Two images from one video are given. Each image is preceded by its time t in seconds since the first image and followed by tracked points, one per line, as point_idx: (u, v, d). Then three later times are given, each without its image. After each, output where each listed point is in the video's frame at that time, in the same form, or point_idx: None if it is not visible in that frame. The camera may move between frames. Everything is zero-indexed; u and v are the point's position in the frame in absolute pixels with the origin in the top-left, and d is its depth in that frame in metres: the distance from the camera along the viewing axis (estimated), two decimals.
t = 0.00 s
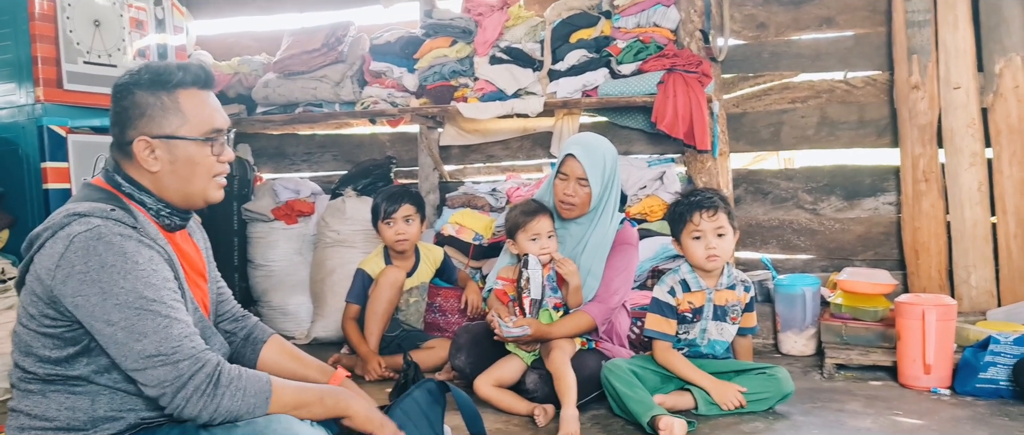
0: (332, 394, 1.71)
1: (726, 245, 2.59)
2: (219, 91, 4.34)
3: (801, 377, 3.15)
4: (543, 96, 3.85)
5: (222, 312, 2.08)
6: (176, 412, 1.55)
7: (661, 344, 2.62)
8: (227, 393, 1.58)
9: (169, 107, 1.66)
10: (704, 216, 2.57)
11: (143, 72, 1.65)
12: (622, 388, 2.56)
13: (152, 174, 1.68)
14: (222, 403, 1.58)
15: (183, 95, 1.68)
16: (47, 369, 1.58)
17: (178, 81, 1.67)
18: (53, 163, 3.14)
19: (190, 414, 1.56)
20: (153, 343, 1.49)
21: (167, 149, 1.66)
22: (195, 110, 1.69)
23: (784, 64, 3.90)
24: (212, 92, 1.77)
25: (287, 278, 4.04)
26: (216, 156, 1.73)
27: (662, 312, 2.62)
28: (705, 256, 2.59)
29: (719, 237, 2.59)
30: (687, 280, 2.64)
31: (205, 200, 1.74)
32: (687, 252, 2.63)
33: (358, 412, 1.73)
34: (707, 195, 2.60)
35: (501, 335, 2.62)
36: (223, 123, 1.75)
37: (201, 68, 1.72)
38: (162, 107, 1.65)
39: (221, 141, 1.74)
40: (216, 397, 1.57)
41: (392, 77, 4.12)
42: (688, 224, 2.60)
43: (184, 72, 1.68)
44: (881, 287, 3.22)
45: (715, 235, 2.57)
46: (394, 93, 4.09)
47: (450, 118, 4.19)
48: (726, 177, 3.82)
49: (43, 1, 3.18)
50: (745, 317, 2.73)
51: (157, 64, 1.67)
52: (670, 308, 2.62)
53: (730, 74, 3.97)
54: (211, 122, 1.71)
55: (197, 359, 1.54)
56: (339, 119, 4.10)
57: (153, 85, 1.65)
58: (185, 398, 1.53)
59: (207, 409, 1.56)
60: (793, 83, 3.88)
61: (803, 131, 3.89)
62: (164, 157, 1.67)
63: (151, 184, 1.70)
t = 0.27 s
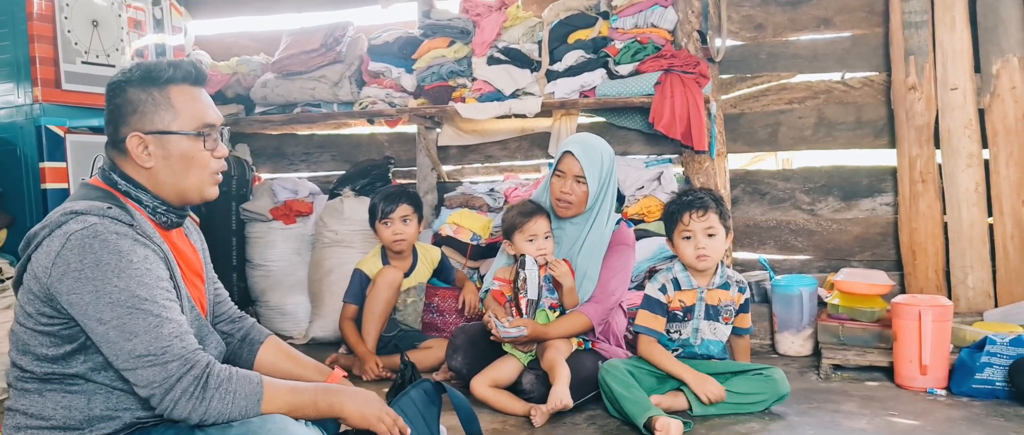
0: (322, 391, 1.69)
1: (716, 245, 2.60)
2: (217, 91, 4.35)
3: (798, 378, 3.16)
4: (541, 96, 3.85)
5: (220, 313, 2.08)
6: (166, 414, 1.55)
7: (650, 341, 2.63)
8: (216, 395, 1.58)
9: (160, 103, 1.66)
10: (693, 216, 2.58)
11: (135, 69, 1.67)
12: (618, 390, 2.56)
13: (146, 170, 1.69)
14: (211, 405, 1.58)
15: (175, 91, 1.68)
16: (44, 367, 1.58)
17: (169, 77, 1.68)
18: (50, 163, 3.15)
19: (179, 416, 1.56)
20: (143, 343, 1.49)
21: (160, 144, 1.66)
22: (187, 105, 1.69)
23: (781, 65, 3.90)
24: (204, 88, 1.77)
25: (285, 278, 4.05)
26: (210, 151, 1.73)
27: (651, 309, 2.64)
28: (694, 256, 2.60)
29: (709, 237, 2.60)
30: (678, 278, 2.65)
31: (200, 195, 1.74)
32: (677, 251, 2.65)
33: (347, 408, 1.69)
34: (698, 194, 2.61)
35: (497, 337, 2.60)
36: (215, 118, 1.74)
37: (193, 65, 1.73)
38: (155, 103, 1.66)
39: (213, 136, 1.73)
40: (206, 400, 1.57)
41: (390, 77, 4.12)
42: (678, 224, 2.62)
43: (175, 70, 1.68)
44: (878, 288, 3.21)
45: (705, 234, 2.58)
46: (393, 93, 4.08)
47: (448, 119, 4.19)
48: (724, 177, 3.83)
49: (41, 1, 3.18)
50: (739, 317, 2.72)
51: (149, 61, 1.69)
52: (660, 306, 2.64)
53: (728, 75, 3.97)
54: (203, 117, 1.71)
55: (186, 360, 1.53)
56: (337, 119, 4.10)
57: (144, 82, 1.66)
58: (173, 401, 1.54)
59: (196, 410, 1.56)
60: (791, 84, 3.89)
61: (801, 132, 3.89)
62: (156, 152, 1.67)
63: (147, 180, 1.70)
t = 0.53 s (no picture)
0: (320, 385, 1.68)
1: (702, 246, 2.68)
2: (217, 93, 4.35)
3: (797, 379, 3.16)
4: (540, 98, 3.85)
5: (220, 314, 2.08)
6: (161, 420, 1.55)
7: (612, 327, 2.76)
8: (209, 403, 1.57)
9: (155, 103, 1.67)
10: (681, 217, 2.69)
11: (129, 70, 1.67)
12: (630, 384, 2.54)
13: (142, 170, 1.69)
14: (205, 412, 1.57)
15: (169, 91, 1.69)
16: (44, 370, 1.58)
17: (163, 77, 1.68)
18: (50, 164, 3.15)
19: (173, 423, 1.55)
20: (139, 349, 1.49)
21: (155, 143, 1.66)
22: (182, 104, 1.69)
23: (781, 66, 3.90)
24: (200, 87, 1.78)
25: (284, 279, 4.05)
26: (206, 150, 1.73)
27: (636, 304, 2.74)
28: (680, 254, 2.70)
29: (696, 237, 2.69)
30: (668, 274, 2.74)
31: (198, 194, 1.74)
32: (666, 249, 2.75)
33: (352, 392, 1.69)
34: (689, 196, 2.70)
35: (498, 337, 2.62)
36: (212, 118, 1.75)
37: (188, 64, 1.73)
38: (150, 102, 1.67)
39: (209, 135, 1.74)
40: (198, 408, 1.56)
41: (390, 79, 4.12)
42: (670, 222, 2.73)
43: (168, 69, 1.69)
44: (876, 290, 3.22)
45: (691, 234, 2.68)
46: (393, 95, 4.07)
47: (448, 120, 4.19)
48: (723, 179, 3.83)
49: (41, 3, 3.19)
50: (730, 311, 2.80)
51: (145, 61, 1.70)
52: (644, 301, 2.75)
53: (727, 77, 3.98)
54: (199, 116, 1.72)
55: (179, 368, 1.53)
56: (337, 121, 4.10)
57: (138, 82, 1.67)
58: (166, 409, 1.53)
59: (190, 417, 1.56)
60: (790, 85, 3.89)
61: (800, 134, 3.90)
62: (152, 152, 1.67)
63: (144, 181, 1.70)
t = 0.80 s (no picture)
0: (315, 382, 1.63)
1: (671, 245, 2.66)
2: (214, 93, 4.34)
3: (795, 379, 3.16)
4: (538, 98, 3.85)
5: (218, 314, 2.08)
6: (157, 425, 1.55)
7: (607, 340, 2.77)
8: (201, 411, 1.56)
9: (153, 105, 1.66)
10: (650, 216, 2.67)
11: (127, 70, 1.66)
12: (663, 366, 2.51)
13: (140, 173, 1.69)
14: (198, 420, 1.56)
15: (167, 92, 1.68)
16: (42, 371, 1.58)
17: (161, 78, 1.67)
18: (48, 164, 3.14)
19: (169, 428, 1.55)
20: (133, 354, 1.49)
21: (152, 146, 1.66)
22: (179, 106, 1.69)
23: (778, 67, 3.90)
24: (198, 88, 1.77)
25: (282, 279, 4.04)
26: (204, 152, 1.73)
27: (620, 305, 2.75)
28: (649, 252, 2.69)
29: (664, 236, 2.66)
30: (648, 273, 2.74)
31: (194, 196, 1.74)
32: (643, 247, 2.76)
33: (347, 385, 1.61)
34: (661, 195, 2.68)
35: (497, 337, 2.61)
36: (210, 120, 1.75)
37: (186, 65, 1.72)
38: (147, 105, 1.66)
39: (207, 137, 1.73)
40: (191, 416, 1.55)
41: (388, 79, 4.11)
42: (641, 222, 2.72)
43: (166, 70, 1.68)
44: (875, 290, 3.23)
45: (658, 232, 2.65)
46: (390, 95, 4.07)
47: (446, 120, 4.19)
48: (721, 179, 3.83)
49: (38, 3, 3.17)
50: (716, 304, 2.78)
51: (142, 62, 1.68)
52: (628, 302, 2.75)
53: (725, 77, 3.98)
54: (196, 118, 1.71)
55: (172, 374, 1.52)
56: (335, 121, 4.10)
57: (135, 83, 1.65)
58: (160, 417, 1.53)
59: (184, 425, 1.55)
60: (788, 85, 3.89)
61: (798, 134, 3.90)
62: (149, 155, 1.67)
63: (142, 183, 1.70)
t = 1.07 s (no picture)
0: (312, 385, 1.62)
1: (665, 243, 2.65)
2: (213, 94, 4.34)
3: (794, 380, 3.16)
4: (537, 99, 3.84)
5: (217, 316, 2.09)
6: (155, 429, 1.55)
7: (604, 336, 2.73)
8: (199, 416, 1.55)
9: (163, 112, 1.66)
10: (642, 217, 2.65)
11: (139, 76, 1.66)
12: (667, 380, 2.54)
13: (147, 179, 1.69)
14: (194, 425, 1.56)
15: (178, 100, 1.68)
16: (41, 373, 1.58)
17: (173, 86, 1.67)
18: (47, 166, 3.14)
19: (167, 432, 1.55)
20: (131, 358, 1.49)
21: (161, 154, 1.66)
22: (189, 114, 1.69)
23: (776, 68, 3.91)
24: (207, 96, 1.77)
25: (281, 281, 4.04)
26: (211, 161, 1.74)
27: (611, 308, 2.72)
28: (642, 253, 2.67)
29: (657, 236, 2.66)
30: (637, 274, 2.74)
31: (198, 205, 1.74)
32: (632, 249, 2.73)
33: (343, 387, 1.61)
34: (650, 195, 2.68)
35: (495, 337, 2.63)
36: (218, 128, 1.75)
37: (197, 72, 1.72)
38: (157, 112, 1.66)
39: (215, 147, 1.74)
40: (190, 420, 1.55)
41: (387, 80, 4.14)
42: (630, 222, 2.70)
43: (178, 77, 1.68)
44: (873, 291, 3.25)
45: (652, 232, 2.64)
46: (389, 96, 4.08)
47: (444, 122, 4.20)
48: (720, 180, 3.83)
49: (37, 5, 3.17)
50: (704, 304, 2.76)
51: (153, 68, 1.68)
52: (620, 304, 2.73)
53: (723, 78, 3.98)
54: (206, 127, 1.71)
55: (169, 378, 1.52)
56: (333, 122, 4.10)
57: (147, 90, 1.65)
58: (159, 420, 1.53)
59: (182, 430, 1.55)
60: (786, 87, 3.89)
61: (795, 135, 3.91)
62: (157, 162, 1.67)
63: (146, 188, 1.70)
